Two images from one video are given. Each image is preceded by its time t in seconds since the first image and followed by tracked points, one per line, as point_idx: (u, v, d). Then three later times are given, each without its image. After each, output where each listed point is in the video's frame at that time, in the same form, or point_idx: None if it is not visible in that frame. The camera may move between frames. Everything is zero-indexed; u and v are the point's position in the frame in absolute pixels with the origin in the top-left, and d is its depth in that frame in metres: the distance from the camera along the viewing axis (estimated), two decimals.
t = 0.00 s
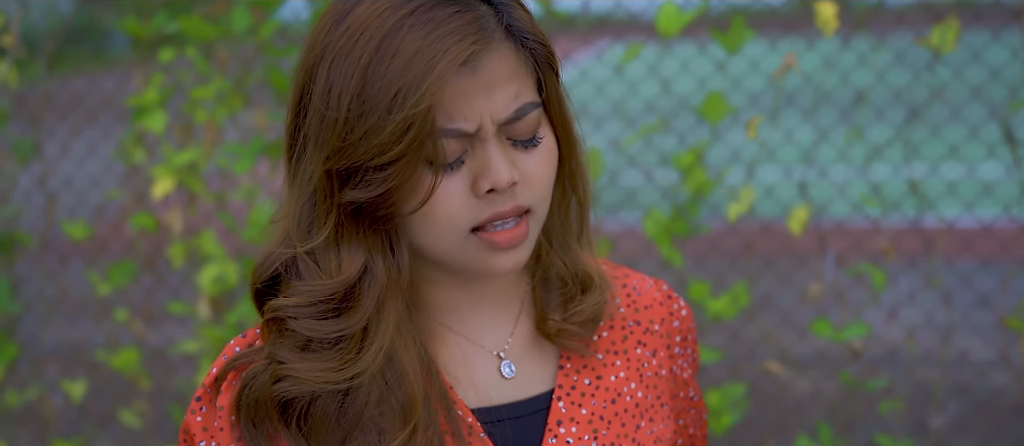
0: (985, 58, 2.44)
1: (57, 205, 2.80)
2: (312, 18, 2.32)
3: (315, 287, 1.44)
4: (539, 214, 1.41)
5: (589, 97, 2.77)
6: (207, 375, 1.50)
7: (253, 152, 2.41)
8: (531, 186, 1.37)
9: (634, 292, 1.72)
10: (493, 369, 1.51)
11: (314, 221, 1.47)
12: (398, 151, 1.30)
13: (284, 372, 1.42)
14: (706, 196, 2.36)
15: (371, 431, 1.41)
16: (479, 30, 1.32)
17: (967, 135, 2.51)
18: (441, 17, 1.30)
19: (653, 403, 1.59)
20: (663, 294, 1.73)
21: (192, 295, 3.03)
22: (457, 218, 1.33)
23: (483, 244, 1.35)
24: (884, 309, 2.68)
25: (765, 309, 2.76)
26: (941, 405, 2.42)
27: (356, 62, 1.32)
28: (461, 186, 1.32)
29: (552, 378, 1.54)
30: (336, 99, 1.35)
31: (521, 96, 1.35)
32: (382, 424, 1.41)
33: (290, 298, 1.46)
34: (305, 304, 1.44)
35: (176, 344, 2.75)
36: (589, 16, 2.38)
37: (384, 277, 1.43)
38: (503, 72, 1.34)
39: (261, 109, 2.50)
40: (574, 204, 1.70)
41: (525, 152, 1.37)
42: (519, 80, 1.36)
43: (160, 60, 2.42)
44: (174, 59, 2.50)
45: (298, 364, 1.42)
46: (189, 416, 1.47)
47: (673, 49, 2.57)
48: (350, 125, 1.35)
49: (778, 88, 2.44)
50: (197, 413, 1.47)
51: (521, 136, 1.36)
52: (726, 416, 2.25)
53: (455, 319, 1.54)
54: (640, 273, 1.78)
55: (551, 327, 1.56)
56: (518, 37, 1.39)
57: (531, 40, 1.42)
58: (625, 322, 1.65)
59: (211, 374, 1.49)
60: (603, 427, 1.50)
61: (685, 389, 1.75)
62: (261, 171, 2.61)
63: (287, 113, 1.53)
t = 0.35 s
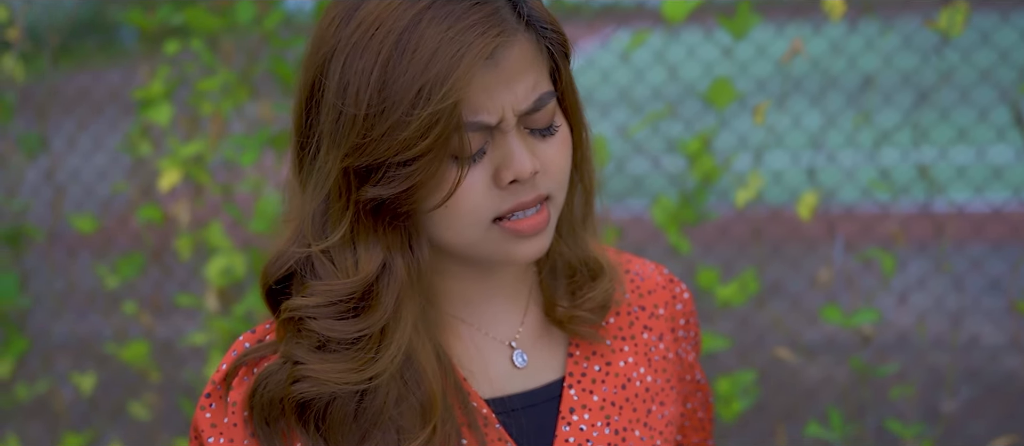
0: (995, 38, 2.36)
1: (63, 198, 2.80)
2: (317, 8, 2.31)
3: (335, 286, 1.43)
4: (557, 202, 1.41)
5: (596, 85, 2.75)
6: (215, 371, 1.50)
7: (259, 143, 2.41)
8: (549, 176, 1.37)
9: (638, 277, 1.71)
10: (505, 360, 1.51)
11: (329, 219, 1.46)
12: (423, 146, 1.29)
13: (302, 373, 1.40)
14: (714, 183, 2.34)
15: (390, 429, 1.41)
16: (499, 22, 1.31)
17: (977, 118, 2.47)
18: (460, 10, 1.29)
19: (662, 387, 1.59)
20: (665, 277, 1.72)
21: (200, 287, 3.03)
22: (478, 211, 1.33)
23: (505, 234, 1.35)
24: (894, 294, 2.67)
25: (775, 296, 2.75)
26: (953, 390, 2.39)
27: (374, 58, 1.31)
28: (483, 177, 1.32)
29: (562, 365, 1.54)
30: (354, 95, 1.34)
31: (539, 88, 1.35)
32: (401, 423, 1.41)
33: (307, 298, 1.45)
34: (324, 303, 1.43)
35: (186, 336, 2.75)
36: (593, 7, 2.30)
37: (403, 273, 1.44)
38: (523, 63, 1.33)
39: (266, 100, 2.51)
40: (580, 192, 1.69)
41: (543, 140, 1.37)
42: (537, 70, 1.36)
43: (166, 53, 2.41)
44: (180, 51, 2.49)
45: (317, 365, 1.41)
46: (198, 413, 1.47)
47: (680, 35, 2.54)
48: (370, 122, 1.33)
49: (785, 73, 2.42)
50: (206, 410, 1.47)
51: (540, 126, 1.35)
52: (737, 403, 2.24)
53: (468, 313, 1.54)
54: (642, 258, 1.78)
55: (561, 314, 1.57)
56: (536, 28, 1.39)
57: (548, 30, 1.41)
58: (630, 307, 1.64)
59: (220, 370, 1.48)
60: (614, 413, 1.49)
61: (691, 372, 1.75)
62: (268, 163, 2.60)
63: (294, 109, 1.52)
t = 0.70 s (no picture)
0: (1000, 24, 2.31)
1: (70, 193, 2.80)
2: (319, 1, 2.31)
3: (348, 283, 1.43)
4: (562, 187, 1.41)
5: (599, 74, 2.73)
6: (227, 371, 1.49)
7: (264, 136, 2.42)
8: (556, 161, 1.37)
9: (638, 266, 1.73)
10: (514, 349, 1.51)
11: (339, 217, 1.47)
12: (435, 139, 1.29)
13: (323, 373, 1.41)
14: (719, 172, 2.33)
15: (409, 424, 1.42)
16: (503, 11, 1.31)
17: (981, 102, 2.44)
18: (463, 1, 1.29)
19: (670, 373, 1.58)
20: (664, 266, 1.73)
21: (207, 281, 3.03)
22: (487, 199, 1.33)
23: (514, 221, 1.35)
24: (901, 281, 2.67)
25: (781, 284, 2.75)
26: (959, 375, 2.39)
27: (379, 53, 1.31)
28: (493, 166, 1.32)
29: (570, 354, 1.54)
30: (361, 91, 1.34)
31: (544, 75, 1.35)
32: (421, 418, 1.42)
33: (322, 297, 1.45)
34: (339, 301, 1.44)
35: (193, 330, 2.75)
36: None
37: (417, 268, 1.45)
38: (528, 51, 1.34)
39: (270, 93, 2.50)
40: (579, 182, 1.70)
41: (548, 126, 1.37)
42: (542, 58, 1.37)
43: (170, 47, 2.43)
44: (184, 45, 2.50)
45: (337, 364, 1.42)
46: (214, 413, 1.46)
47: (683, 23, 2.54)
48: (380, 117, 1.34)
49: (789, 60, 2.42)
50: (222, 409, 1.46)
51: (546, 111, 1.35)
52: (744, 391, 2.25)
53: (478, 305, 1.55)
54: (640, 247, 1.79)
55: (567, 300, 1.58)
56: (540, 17, 1.39)
57: (551, 17, 1.42)
58: (633, 295, 1.65)
59: (232, 369, 1.48)
60: (624, 399, 1.49)
61: (699, 360, 1.73)
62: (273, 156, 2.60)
63: (296, 110, 1.53)
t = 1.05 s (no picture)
0: (1000, 10, 2.31)
1: (76, 189, 2.83)
2: None
3: (343, 271, 1.44)
4: (559, 183, 1.41)
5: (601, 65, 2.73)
6: (232, 362, 1.51)
7: (268, 130, 2.42)
8: (551, 155, 1.37)
9: (647, 260, 1.73)
10: (518, 342, 1.53)
11: (336, 206, 1.48)
12: (422, 127, 1.30)
13: (319, 360, 1.42)
14: (722, 161, 2.34)
15: (408, 412, 1.43)
16: (493, 1, 1.32)
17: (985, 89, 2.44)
18: None
19: (675, 368, 1.60)
20: (673, 260, 1.73)
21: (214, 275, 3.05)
22: (481, 191, 1.34)
23: (507, 216, 1.36)
24: (905, 268, 2.67)
25: (786, 272, 2.76)
26: (964, 361, 2.39)
27: (372, 43, 1.32)
28: (484, 158, 1.33)
29: (575, 348, 1.55)
30: (354, 81, 1.35)
31: (538, 66, 1.36)
32: (419, 406, 1.43)
33: (318, 284, 1.46)
34: (334, 288, 1.45)
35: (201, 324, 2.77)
36: None
37: (412, 256, 1.45)
38: (519, 42, 1.34)
39: (275, 87, 2.51)
40: (590, 174, 1.70)
41: (544, 119, 1.37)
42: (535, 49, 1.36)
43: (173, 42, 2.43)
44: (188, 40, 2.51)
45: (334, 352, 1.43)
46: (217, 404, 1.48)
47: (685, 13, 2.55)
48: (370, 106, 1.35)
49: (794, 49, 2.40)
50: (226, 401, 1.48)
51: (540, 105, 1.36)
52: (749, 379, 2.26)
53: (477, 295, 1.55)
54: (650, 241, 1.80)
55: (569, 299, 1.58)
56: (535, 10, 1.40)
57: (545, 9, 1.42)
58: (640, 289, 1.66)
59: (237, 361, 1.50)
60: (628, 393, 1.50)
61: (705, 354, 1.75)
62: (277, 150, 2.62)
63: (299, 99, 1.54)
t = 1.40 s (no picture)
0: None
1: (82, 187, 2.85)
2: None
3: (341, 262, 1.45)
4: (558, 175, 1.42)
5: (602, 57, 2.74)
6: (238, 353, 1.52)
7: (272, 126, 2.45)
8: (550, 147, 1.38)
9: (656, 252, 1.73)
10: (521, 334, 1.54)
11: (336, 198, 1.49)
12: (416, 119, 1.32)
13: (316, 350, 1.44)
14: (725, 151, 2.35)
15: (404, 404, 1.43)
16: None
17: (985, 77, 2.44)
18: None
19: (681, 361, 1.61)
20: (684, 253, 1.73)
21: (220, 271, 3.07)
22: (478, 181, 1.35)
23: (509, 207, 1.37)
24: (908, 257, 2.68)
25: (788, 262, 2.77)
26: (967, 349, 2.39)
27: (368, 35, 1.33)
28: (480, 150, 1.34)
29: (579, 341, 1.56)
30: (350, 73, 1.36)
31: (533, 57, 1.36)
32: (417, 396, 1.44)
33: (315, 274, 1.48)
34: (332, 278, 1.46)
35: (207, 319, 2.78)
36: None
37: (408, 248, 1.45)
38: (513, 33, 1.34)
39: (278, 83, 2.53)
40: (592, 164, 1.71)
41: (542, 110, 1.38)
42: (530, 40, 1.37)
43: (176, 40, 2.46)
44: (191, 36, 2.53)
45: (329, 341, 1.44)
46: (222, 394, 1.50)
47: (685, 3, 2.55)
48: (366, 99, 1.36)
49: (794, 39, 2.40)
50: (230, 391, 1.50)
51: (536, 96, 1.37)
52: (753, 369, 2.28)
53: (478, 285, 1.57)
54: (660, 233, 1.79)
55: (568, 290, 1.58)
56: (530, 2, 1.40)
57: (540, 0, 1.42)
58: (648, 282, 1.66)
59: (242, 351, 1.51)
60: (632, 387, 1.51)
61: (713, 347, 1.76)
62: (281, 145, 2.63)
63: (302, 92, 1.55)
